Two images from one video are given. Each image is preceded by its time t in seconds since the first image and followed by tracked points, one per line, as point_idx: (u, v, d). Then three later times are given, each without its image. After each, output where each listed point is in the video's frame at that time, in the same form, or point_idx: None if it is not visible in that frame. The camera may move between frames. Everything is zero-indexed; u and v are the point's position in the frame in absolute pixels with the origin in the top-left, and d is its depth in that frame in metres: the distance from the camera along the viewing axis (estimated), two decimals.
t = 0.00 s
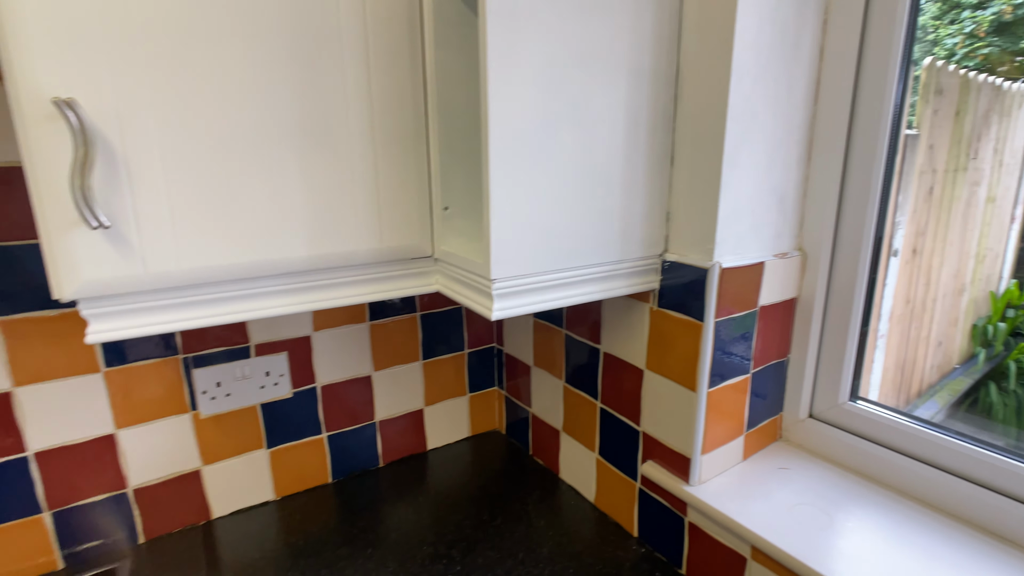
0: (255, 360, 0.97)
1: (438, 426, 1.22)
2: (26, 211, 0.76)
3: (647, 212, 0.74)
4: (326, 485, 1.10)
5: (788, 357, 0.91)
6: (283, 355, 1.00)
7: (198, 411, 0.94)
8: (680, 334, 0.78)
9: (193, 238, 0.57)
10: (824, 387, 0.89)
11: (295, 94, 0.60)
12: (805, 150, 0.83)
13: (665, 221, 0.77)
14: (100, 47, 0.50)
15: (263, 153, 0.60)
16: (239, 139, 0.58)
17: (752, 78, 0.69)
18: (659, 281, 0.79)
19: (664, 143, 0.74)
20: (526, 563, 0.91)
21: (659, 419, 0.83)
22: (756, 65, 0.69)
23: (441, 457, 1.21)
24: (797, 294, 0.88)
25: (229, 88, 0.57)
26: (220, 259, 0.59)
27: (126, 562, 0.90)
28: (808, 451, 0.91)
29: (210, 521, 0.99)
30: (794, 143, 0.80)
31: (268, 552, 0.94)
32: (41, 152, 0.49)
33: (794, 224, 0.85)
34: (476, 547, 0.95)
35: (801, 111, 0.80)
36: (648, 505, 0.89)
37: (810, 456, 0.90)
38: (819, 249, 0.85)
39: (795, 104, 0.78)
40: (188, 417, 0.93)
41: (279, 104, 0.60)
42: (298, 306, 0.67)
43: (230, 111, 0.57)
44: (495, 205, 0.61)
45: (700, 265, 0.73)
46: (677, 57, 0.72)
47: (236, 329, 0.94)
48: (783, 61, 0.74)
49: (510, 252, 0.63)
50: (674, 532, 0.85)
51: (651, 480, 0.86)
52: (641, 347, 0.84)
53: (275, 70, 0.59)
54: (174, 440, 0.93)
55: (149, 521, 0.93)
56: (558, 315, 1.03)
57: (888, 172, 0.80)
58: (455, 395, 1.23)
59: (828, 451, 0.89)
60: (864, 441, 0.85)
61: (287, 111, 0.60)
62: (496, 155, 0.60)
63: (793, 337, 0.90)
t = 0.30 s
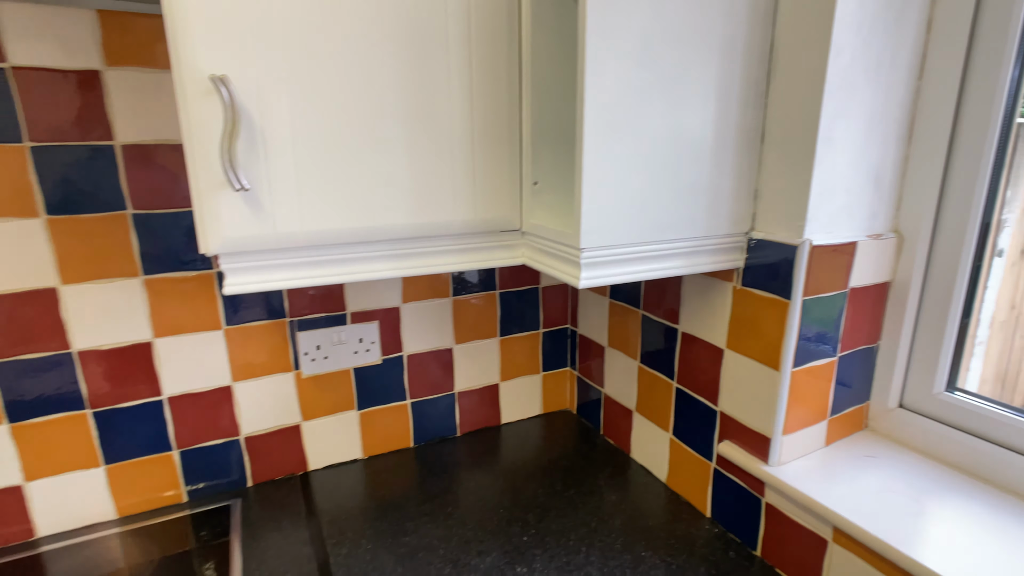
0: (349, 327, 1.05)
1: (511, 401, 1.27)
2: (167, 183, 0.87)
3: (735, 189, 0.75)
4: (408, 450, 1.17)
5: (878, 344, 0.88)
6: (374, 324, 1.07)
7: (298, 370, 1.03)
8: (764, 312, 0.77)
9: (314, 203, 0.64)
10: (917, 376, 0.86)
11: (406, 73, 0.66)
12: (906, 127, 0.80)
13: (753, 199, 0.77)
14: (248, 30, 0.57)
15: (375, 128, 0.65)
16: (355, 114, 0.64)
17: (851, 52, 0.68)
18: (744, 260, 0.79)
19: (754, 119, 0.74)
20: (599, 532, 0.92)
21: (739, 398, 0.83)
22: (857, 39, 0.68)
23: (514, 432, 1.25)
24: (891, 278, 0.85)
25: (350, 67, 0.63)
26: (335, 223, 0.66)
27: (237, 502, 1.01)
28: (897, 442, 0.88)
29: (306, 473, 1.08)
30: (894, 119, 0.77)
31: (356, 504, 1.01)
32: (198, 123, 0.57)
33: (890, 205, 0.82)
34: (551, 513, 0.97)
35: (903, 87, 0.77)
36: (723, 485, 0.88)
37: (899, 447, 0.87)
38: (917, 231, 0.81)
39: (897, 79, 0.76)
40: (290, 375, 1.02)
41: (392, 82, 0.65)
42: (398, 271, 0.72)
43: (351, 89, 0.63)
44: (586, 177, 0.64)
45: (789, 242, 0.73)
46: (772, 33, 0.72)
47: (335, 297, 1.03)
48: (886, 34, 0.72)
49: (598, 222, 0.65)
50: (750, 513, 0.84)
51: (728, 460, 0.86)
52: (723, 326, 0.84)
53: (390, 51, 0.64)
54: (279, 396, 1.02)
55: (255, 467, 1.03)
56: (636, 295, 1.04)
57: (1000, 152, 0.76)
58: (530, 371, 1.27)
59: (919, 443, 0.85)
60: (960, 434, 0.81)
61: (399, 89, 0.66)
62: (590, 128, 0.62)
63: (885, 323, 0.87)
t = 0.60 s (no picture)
0: (432, 298, 1.12)
1: (580, 379, 1.30)
2: (279, 159, 0.97)
3: (819, 163, 0.75)
4: (480, 417, 1.23)
5: (969, 327, 0.85)
6: (454, 296, 1.14)
7: (386, 336, 1.11)
8: (847, 288, 0.77)
9: (420, 174, 0.72)
10: (1012, 361, 0.83)
11: (502, 54, 0.72)
12: (1010, 102, 0.77)
13: (839, 174, 0.77)
14: (368, 15, 0.65)
15: (473, 104, 0.72)
16: (456, 90, 0.71)
17: (949, 23, 0.67)
18: (826, 237, 0.79)
19: (843, 94, 0.74)
20: (667, 500, 0.94)
21: (816, 375, 0.83)
22: (956, 10, 0.67)
23: (582, 407, 1.28)
24: (986, 259, 0.82)
25: (453, 47, 0.70)
26: (435, 193, 0.73)
27: (328, 452, 1.11)
28: (987, 429, 0.85)
29: (389, 432, 1.17)
30: (996, 93, 0.75)
31: (434, 462, 1.08)
32: (325, 100, 0.66)
33: (989, 183, 0.79)
34: (620, 481, 1.01)
35: (1008, 60, 0.74)
36: (796, 463, 0.88)
37: (989, 434, 0.84)
38: (1018, 210, 0.78)
39: (1001, 52, 0.73)
40: (378, 340, 1.11)
41: (489, 62, 0.72)
42: (487, 239, 0.78)
43: (453, 70, 0.70)
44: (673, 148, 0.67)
45: (876, 216, 0.73)
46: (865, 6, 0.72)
47: (420, 269, 1.10)
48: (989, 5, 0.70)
49: (681, 192, 0.68)
50: (824, 491, 0.84)
51: (802, 437, 0.86)
52: (802, 303, 0.84)
53: (488, 33, 0.71)
54: (368, 358, 1.11)
55: (344, 423, 1.13)
56: (710, 275, 1.05)
57: None
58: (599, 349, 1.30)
59: (1011, 430, 0.82)
60: None
61: (495, 69, 0.72)
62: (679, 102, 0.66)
63: (977, 306, 0.84)
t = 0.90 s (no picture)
0: (504, 272, 1.18)
1: (642, 358, 1.32)
2: (371, 137, 1.06)
3: (899, 136, 0.75)
4: (545, 389, 1.28)
5: None
6: (525, 270, 1.19)
7: (459, 306, 1.18)
8: (926, 261, 0.77)
9: (507, 146, 0.77)
10: None
11: (586, 32, 0.76)
12: None
13: (920, 147, 0.77)
14: None
15: (556, 80, 0.77)
16: (541, 67, 0.76)
17: None
18: (905, 211, 0.79)
19: (928, 67, 0.74)
20: (731, 471, 0.96)
21: (890, 350, 0.83)
22: None
23: (644, 383, 1.31)
24: None
25: (540, 27, 0.75)
26: (520, 163, 0.78)
27: (404, 413, 1.19)
28: None
29: (460, 397, 1.24)
30: None
31: (502, 427, 1.14)
32: (427, 76, 0.72)
33: None
34: (683, 452, 1.03)
35: None
36: (866, 439, 0.88)
37: None
38: None
39: None
40: (452, 310, 1.18)
41: (573, 40, 0.76)
42: (565, 210, 0.83)
43: (540, 48, 0.75)
44: (752, 120, 0.69)
45: (960, 188, 0.72)
46: None
47: (494, 244, 1.16)
48: None
49: (759, 162, 0.71)
50: (895, 467, 0.83)
51: (873, 412, 0.86)
52: (877, 278, 0.84)
53: (574, 13, 0.75)
54: (442, 327, 1.18)
55: (418, 387, 1.20)
56: (779, 254, 1.05)
57: None
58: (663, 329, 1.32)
59: None
60: None
61: (579, 47, 0.76)
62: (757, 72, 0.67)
63: None
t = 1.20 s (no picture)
0: (565, 254, 1.23)
1: (698, 343, 1.34)
2: (444, 123, 1.13)
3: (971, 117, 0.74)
4: (601, 369, 1.32)
5: None
6: (585, 253, 1.24)
7: (521, 286, 1.23)
8: (998, 242, 0.76)
9: (578, 128, 0.81)
10: None
11: (656, 19, 0.79)
12: None
13: (996, 129, 0.75)
14: None
15: (626, 65, 0.80)
16: (612, 53, 0.80)
17: None
18: (977, 193, 0.78)
19: (1007, 46, 0.73)
20: (789, 451, 0.98)
21: (958, 332, 0.83)
22: None
23: (699, 367, 1.33)
24: None
25: (611, 15, 0.78)
26: (589, 145, 0.82)
27: (467, 385, 1.25)
28: None
29: (519, 373, 1.29)
30: None
31: (561, 401, 1.19)
32: (507, 61, 0.78)
33: None
34: (740, 431, 1.06)
35: None
36: (930, 422, 0.88)
37: None
38: None
39: None
40: (514, 289, 1.23)
41: (644, 27, 0.79)
42: (631, 190, 0.87)
43: (611, 35, 0.79)
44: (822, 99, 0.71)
45: None
46: None
47: (555, 227, 1.21)
48: None
49: (827, 142, 0.72)
50: (960, 449, 0.83)
51: (938, 394, 0.86)
52: (945, 261, 0.84)
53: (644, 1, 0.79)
54: (503, 305, 1.24)
55: (480, 362, 1.27)
56: (841, 240, 1.05)
57: None
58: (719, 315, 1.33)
59: None
60: None
61: (648, 34, 0.80)
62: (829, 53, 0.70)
63: None
